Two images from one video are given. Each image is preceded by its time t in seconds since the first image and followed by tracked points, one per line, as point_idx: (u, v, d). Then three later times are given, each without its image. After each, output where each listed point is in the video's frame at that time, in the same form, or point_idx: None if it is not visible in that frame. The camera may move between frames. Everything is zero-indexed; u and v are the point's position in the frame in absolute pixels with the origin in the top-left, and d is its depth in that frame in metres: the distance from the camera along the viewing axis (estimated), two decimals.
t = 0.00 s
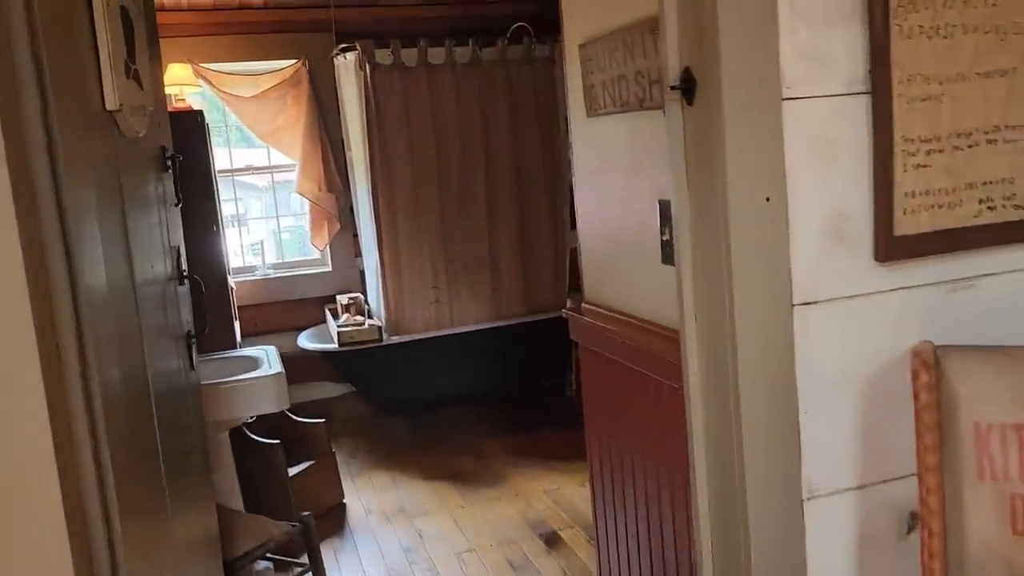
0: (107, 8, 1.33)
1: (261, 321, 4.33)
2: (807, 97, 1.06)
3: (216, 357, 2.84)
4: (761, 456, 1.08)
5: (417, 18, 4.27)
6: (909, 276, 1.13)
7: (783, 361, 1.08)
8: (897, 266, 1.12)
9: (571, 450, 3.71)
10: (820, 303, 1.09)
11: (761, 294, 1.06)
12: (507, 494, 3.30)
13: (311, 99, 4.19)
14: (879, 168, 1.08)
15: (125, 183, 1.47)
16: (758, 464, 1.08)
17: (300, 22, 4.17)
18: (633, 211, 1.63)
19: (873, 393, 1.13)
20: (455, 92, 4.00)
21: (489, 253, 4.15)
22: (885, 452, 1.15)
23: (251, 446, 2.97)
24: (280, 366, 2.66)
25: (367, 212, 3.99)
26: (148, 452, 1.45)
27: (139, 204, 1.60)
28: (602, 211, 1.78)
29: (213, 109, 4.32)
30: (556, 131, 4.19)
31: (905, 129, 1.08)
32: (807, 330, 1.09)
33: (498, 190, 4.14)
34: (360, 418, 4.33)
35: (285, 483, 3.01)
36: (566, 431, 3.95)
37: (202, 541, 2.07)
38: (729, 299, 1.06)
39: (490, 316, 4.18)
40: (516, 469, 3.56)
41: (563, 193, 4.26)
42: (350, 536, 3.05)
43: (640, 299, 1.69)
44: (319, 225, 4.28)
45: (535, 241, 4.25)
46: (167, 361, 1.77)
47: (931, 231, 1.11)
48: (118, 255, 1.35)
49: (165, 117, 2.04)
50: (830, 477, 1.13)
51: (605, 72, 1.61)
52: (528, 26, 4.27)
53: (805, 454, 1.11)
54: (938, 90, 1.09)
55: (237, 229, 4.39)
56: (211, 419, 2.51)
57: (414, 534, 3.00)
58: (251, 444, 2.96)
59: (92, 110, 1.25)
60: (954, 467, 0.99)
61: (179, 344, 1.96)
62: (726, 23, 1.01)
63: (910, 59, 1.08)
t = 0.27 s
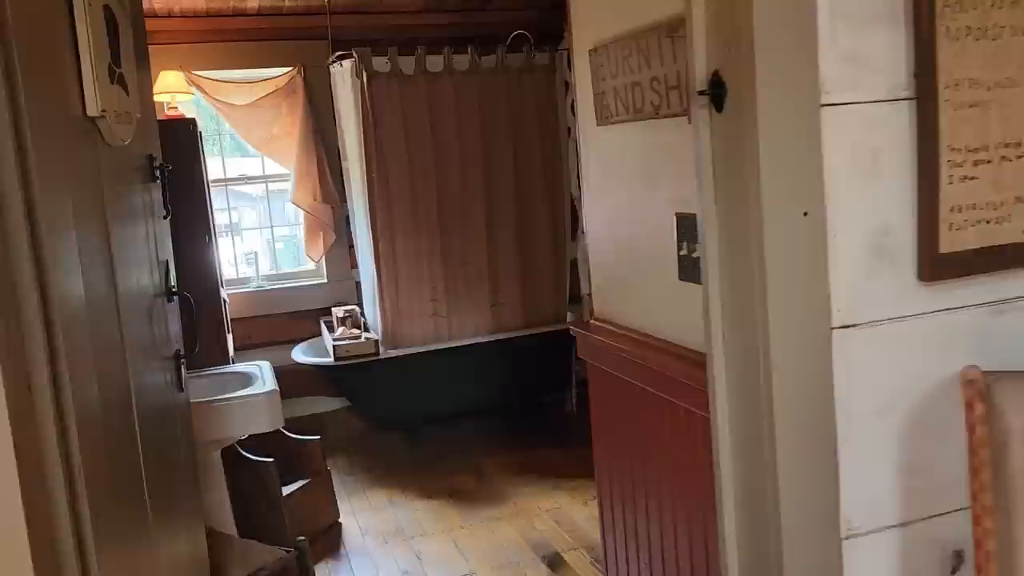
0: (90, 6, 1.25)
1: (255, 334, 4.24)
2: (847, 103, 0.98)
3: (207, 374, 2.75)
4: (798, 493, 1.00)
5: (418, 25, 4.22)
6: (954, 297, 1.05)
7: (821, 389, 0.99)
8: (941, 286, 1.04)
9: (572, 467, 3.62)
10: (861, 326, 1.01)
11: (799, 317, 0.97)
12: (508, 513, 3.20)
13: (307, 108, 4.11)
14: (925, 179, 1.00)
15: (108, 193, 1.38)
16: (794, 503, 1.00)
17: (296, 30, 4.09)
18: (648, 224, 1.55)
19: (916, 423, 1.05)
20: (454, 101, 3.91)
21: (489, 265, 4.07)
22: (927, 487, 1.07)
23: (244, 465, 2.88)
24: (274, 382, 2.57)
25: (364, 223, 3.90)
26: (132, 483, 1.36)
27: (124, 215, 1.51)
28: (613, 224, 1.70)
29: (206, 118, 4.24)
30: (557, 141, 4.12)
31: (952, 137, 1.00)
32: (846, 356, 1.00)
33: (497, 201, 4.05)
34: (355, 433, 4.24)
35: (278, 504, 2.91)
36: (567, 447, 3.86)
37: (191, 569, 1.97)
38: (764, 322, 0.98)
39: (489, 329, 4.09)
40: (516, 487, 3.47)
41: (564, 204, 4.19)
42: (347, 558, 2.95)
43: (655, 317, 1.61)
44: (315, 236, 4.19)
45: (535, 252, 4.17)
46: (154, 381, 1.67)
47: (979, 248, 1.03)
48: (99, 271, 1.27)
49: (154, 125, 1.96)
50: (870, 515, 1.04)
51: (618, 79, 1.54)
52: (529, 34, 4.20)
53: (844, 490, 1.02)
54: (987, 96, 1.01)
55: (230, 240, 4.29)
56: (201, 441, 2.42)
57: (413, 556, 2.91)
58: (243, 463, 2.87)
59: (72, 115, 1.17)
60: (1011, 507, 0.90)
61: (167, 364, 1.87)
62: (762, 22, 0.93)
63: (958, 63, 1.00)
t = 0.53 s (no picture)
0: None
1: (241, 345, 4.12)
2: (893, 100, 0.89)
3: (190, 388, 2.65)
4: (842, 525, 0.91)
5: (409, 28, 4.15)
6: (1006, 310, 0.97)
7: (867, 412, 0.91)
8: (993, 298, 0.96)
9: (567, 482, 3.54)
10: (908, 343, 0.92)
11: (843, 333, 0.89)
12: (504, 531, 3.11)
13: (294, 112, 4.01)
14: (976, 183, 0.92)
15: (83, 199, 1.28)
16: (838, 535, 0.91)
17: (283, 32, 4.00)
18: (660, 231, 1.47)
19: (965, 448, 0.97)
20: (446, 105, 3.83)
21: (482, 273, 3.98)
22: (978, 516, 0.98)
23: (230, 482, 2.77)
24: (261, 398, 2.47)
25: (353, 230, 3.81)
26: (109, 514, 1.26)
27: (101, 223, 1.41)
28: (621, 231, 1.61)
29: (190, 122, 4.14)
30: (550, 146, 4.04)
31: (1004, 137, 0.92)
32: (893, 375, 0.92)
33: (490, 207, 3.97)
34: (344, 446, 4.13)
35: (266, 523, 2.80)
36: (562, 460, 3.78)
37: None
38: (805, 339, 0.89)
39: (482, 338, 4.00)
40: (510, 503, 3.38)
41: (557, 210, 4.10)
42: None
43: (665, 330, 1.52)
44: (302, 244, 4.09)
45: (529, 260, 4.08)
46: (133, 400, 1.57)
47: None
48: (73, 285, 1.17)
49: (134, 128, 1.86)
50: (918, 548, 0.96)
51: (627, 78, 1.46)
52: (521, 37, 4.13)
53: (890, 521, 0.94)
54: None
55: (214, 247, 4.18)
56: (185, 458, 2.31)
57: None
58: (229, 480, 2.76)
59: (42, 112, 1.07)
60: None
61: (148, 381, 1.77)
62: (804, 9, 0.85)
63: (1010, 56, 0.92)
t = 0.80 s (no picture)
0: None
1: (221, 353, 4.00)
2: (958, 97, 0.82)
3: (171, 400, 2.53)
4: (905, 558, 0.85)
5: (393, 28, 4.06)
6: None
7: (930, 437, 0.84)
8: None
9: (559, 491, 3.44)
10: (972, 361, 0.85)
11: (905, 353, 0.82)
12: (495, 544, 3.02)
13: (275, 113, 3.90)
14: None
15: (58, 202, 1.18)
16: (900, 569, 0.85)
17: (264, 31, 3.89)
18: (675, 239, 1.39)
19: None
20: (433, 107, 3.73)
21: (470, 278, 3.89)
22: None
23: (211, 497, 2.66)
24: (245, 410, 2.36)
25: (337, 235, 3.70)
26: (85, 545, 1.15)
27: (78, 229, 1.31)
28: (631, 239, 1.53)
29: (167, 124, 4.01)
30: (539, 149, 3.96)
31: None
32: (956, 396, 0.85)
33: (479, 211, 3.88)
34: (328, 457, 4.01)
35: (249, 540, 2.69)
36: (553, 469, 3.69)
37: None
38: (865, 358, 0.82)
39: (470, 346, 3.90)
40: (501, 514, 3.28)
41: (546, 214, 4.02)
42: None
43: (679, 344, 1.43)
44: (284, 249, 3.97)
45: (518, 265, 3.99)
46: (112, 418, 1.46)
47: None
48: (48, 298, 1.07)
49: (113, 129, 1.75)
50: None
51: (642, 76, 1.37)
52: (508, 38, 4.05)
53: (953, 553, 0.87)
54: None
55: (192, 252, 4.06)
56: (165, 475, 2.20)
57: None
58: (210, 494, 2.65)
59: (14, 107, 0.97)
60: None
61: (128, 398, 1.66)
62: None
63: None
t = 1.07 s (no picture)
0: None
1: (200, 358, 3.88)
2: None
3: (149, 409, 2.43)
4: None
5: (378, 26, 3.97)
6: None
7: (992, 455, 0.78)
8: None
9: (550, 499, 3.37)
10: None
11: (967, 368, 0.75)
12: (485, 555, 2.94)
13: (256, 111, 3.80)
14: None
15: (29, 200, 1.08)
16: None
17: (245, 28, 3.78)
18: (687, 242, 1.32)
19: None
20: (420, 105, 3.65)
21: (458, 281, 3.80)
22: None
23: (191, 508, 2.56)
24: (228, 419, 2.26)
25: (321, 237, 3.61)
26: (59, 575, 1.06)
27: (51, 228, 1.21)
28: (641, 242, 1.46)
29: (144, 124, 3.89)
30: (528, 149, 3.89)
31: None
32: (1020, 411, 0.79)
33: (467, 213, 3.79)
34: (311, 464, 3.91)
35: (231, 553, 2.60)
36: (542, 476, 3.61)
37: None
38: (923, 372, 0.76)
39: (458, 350, 3.82)
40: (491, 523, 3.20)
41: (535, 215, 3.95)
42: None
43: (692, 352, 1.36)
44: (265, 252, 3.86)
45: (506, 268, 3.92)
46: (90, 432, 1.36)
47: None
48: (16, 305, 0.97)
49: (89, 125, 1.65)
50: None
51: (654, 70, 1.30)
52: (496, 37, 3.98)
53: None
54: None
55: (170, 253, 3.95)
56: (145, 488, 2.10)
57: None
58: (191, 505, 2.55)
59: None
60: None
61: (107, 411, 1.56)
62: None
63: None
